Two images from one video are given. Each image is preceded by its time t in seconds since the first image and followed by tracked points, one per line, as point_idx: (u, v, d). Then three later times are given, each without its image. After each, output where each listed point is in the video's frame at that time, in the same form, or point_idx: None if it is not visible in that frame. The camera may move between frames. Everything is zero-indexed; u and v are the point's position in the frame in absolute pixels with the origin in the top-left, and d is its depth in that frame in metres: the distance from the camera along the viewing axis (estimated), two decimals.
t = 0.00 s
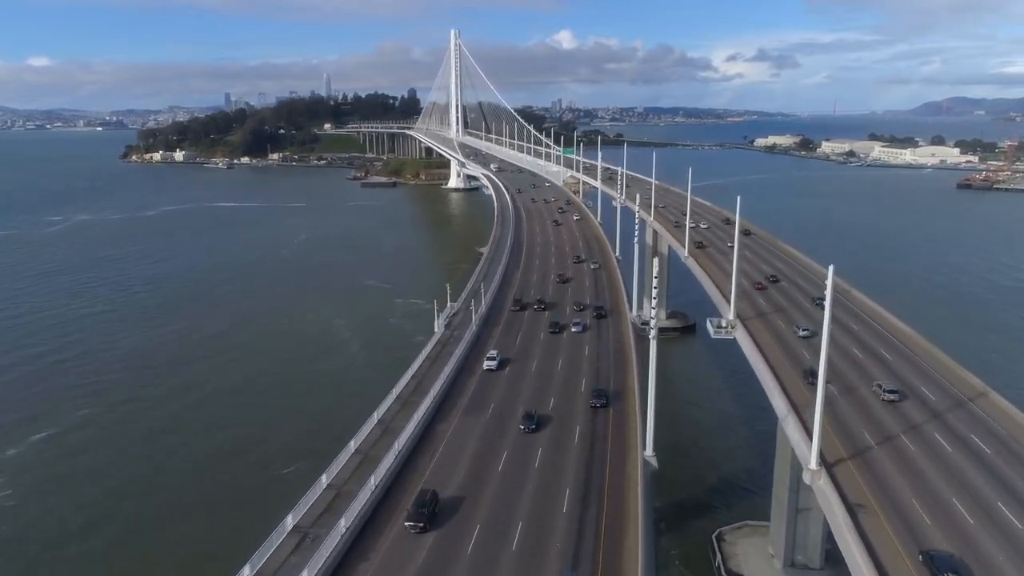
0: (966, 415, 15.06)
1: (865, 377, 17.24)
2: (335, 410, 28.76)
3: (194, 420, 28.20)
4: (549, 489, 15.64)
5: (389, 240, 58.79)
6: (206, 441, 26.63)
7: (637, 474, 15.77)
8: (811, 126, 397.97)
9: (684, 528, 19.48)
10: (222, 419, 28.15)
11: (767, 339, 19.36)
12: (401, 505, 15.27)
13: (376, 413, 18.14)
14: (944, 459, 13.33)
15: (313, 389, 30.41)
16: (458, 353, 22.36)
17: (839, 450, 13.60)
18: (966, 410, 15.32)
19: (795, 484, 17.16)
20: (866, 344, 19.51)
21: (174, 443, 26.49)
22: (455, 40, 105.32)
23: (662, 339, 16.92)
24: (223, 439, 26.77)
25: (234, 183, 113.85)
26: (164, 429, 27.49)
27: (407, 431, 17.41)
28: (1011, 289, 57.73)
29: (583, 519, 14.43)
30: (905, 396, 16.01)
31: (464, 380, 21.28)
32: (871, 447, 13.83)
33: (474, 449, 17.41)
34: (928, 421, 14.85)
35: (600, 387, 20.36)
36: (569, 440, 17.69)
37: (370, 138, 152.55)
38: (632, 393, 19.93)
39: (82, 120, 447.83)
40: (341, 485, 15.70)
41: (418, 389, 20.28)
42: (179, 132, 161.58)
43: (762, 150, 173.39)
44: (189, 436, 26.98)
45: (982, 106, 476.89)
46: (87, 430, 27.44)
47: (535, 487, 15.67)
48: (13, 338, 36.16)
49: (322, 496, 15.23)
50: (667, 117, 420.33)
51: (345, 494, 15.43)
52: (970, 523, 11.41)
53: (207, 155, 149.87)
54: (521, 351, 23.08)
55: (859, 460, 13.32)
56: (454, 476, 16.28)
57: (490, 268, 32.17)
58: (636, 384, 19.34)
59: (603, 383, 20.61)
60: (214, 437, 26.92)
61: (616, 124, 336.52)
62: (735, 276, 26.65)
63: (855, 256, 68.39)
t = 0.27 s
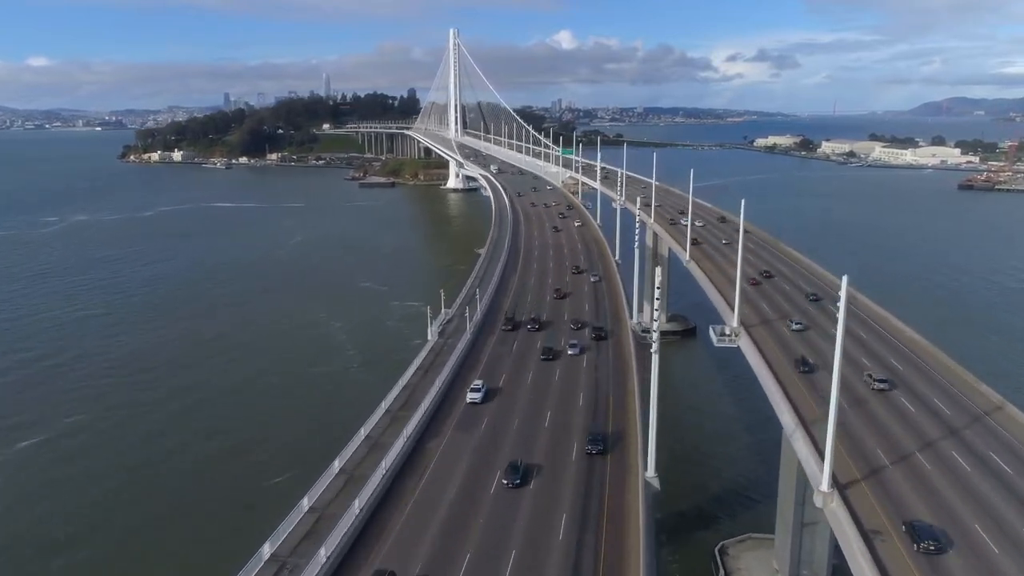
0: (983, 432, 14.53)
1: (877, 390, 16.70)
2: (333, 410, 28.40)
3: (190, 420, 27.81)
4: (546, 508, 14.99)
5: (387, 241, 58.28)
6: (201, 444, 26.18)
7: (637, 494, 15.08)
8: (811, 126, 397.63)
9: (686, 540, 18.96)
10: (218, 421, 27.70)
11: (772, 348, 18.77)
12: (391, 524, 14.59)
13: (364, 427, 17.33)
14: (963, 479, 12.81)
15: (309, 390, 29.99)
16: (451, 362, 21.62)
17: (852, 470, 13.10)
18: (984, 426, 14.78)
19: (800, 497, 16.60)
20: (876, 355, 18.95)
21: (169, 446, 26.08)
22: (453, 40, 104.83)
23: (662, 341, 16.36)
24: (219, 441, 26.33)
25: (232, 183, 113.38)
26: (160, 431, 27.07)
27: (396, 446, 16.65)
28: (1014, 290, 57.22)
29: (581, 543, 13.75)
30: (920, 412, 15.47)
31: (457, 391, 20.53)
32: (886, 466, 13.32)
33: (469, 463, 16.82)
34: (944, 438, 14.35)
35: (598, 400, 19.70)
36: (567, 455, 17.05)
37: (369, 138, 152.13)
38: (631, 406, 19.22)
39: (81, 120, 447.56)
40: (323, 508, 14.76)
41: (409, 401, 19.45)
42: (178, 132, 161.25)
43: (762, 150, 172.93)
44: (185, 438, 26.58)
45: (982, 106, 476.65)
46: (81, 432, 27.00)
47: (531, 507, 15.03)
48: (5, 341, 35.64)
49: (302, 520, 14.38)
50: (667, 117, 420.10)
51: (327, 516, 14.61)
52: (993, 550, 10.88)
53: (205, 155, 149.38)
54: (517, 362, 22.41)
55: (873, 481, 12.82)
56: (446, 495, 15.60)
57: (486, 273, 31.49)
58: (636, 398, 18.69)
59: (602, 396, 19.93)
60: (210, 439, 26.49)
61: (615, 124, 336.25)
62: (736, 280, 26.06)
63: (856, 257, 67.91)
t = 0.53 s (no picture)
0: (1002, 449, 14.01)
1: (889, 404, 16.15)
2: (330, 413, 28.04)
3: (187, 424, 27.46)
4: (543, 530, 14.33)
5: (384, 242, 57.74)
6: (199, 449, 25.81)
7: (637, 518, 14.36)
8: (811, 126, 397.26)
9: (689, 553, 18.46)
10: (215, 424, 27.38)
11: (777, 356, 18.19)
12: (378, 548, 13.93)
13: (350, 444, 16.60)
14: (983, 501, 12.32)
15: (307, 393, 29.61)
16: (444, 373, 20.92)
17: (866, 492, 12.61)
18: (1002, 443, 14.26)
19: (806, 511, 16.08)
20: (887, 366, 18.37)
21: (166, 450, 25.71)
22: (451, 40, 104.35)
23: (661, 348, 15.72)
24: (217, 445, 26.03)
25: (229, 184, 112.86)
26: (153, 436, 26.64)
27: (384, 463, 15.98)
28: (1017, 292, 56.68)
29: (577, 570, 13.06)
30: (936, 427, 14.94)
31: (450, 404, 19.84)
32: (901, 487, 12.83)
33: (464, 479, 16.26)
34: (962, 455, 13.84)
35: (597, 413, 19.08)
36: (565, 471, 16.39)
37: (367, 138, 151.63)
38: (631, 419, 18.56)
39: (79, 120, 446.94)
40: (305, 535, 13.97)
41: (399, 414, 18.71)
42: (174, 132, 160.78)
43: (762, 150, 172.46)
44: (181, 442, 26.21)
45: (981, 107, 476.64)
46: (74, 436, 26.63)
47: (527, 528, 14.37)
48: None
49: (281, 546, 13.64)
50: (666, 117, 419.72)
51: (308, 541, 13.86)
52: None
53: (203, 155, 148.77)
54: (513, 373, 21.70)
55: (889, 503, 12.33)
56: (438, 515, 14.94)
57: (482, 277, 30.82)
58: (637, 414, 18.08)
59: (600, 408, 19.31)
60: (208, 444, 26.11)
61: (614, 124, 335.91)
62: (738, 283, 25.50)
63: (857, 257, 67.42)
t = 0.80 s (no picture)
0: None
1: (903, 419, 15.62)
2: (325, 417, 27.56)
3: (178, 429, 26.96)
4: (538, 555, 13.63)
5: (381, 243, 57.16)
6: (188, 455, 25.33)
7: (637, 545, 13.59)
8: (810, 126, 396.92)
9: (692, 565, 17.96)
10: (206, 429, 26.90)
11: (782, 365, 17.61)
12: None
13: (333, 464, 15.82)
14: (1005, 526, 11.83)
15: (301, 397, 29.09)
16: (436, 384, 20.18)
17: (882, 517, 12.13)
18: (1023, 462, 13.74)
19: (813, 527, 15.56)
20: (898, 377, 17.80)
21: (156, 457, 25.21)
22: (449, 40, 103.83)
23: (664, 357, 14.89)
24: (208, 451, 25.54)
25: (227, 184, 112.29)
26: (144, 441, 26.14)
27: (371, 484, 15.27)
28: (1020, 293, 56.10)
29: None
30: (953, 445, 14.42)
31: (442, 418, 19.12)
32: (919, 511, 12.35)
33: (459, 497, 15.69)
34: (982, 476, 13.33)
35: (597, 426, 18.46)
36: (563, 490, 15.69)
37: (365, 138, 151.09)
38: (632, 434, 17.91)
39: (78, 120, 446.32)
40: (280, 564, 13.20)
41: (387, 431, 17.96)
42: (172, 132, 160.19)
43: (762, 151, 171.95)
44: (170, 448, 25.70)
45: (980, 107, 476.47)
46: (63, 442, 26.13)
47: (522, 553, 13.68)
48: None
49: None
50: (665, 117, 419.39)
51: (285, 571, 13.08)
52: None
53: (200, 156, 148.15)
54: (507, 385, 20.93)
55: (906, 529, 11.85)
56: (428, 539, 14.23)
57: (477, 282, 30.12)
58: (638, 430, 17.44)
59: (600, 422, 18.66)
60: (198, 450, 25.62)
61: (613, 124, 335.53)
62: (739, 287, 24.90)
63: (858, 258, 66.87)
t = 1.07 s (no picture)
0: None
1: (917, 436, 15.18)
2: (317, 424, 27.05)
3: (166, 436, 26.45)
4: None
5: (378, 245, 56.63)
6: (174, 463, 24.84)
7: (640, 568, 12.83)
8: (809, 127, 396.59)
9: None
10: (194, 436, 26.43)
11: (789, 376, 17.13)
12: None
13: (315, 485, 14.92)
14: None
15: (292, 403, 28.56)
16: (428, 395, 19.37)
17: (901, 546, 11.74)
18: None
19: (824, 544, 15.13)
20: (909, 388, 17.33)
21: (143, 464, 24.73)
22: (447, 39, 103.31)
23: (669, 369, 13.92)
24: (196, 459, 25.03)
25: (224, 185, 111.73)
26: (134, 449, 25.66)
27: (359, 502, 14.50)
28: None
29: None
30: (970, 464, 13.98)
31: (434, 432, 18.30)
32: (939, 539, 11.95)
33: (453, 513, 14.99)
34: (1004, 498, 12.92)
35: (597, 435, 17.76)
36: (561, 505, 14.99)
37: (364, 138, 150.52)
38: (633, 445, 17.10)
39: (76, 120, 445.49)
40: None
41: (374, 446, 17.10)
42: (170, 132, 159.57)
43: (761, 151, 171.51)
44: (159, 456, 25.20)
45: (979, 107, 476.11)
46: (50, 449, 25.64)
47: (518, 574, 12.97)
48: None
49: None
50: (664, 118, 418.91)
51: None
52: None
53: (198, 156, 147.52)
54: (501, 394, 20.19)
55: (928, 560, 11.47)
56: (419, 560, 13.52)
57: (472, 288, 29.39)
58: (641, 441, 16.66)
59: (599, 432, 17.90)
60: (186, 458, 25.11)
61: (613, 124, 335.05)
62: (742, 292, 24.36)
63: (859, 259, 66.41)
